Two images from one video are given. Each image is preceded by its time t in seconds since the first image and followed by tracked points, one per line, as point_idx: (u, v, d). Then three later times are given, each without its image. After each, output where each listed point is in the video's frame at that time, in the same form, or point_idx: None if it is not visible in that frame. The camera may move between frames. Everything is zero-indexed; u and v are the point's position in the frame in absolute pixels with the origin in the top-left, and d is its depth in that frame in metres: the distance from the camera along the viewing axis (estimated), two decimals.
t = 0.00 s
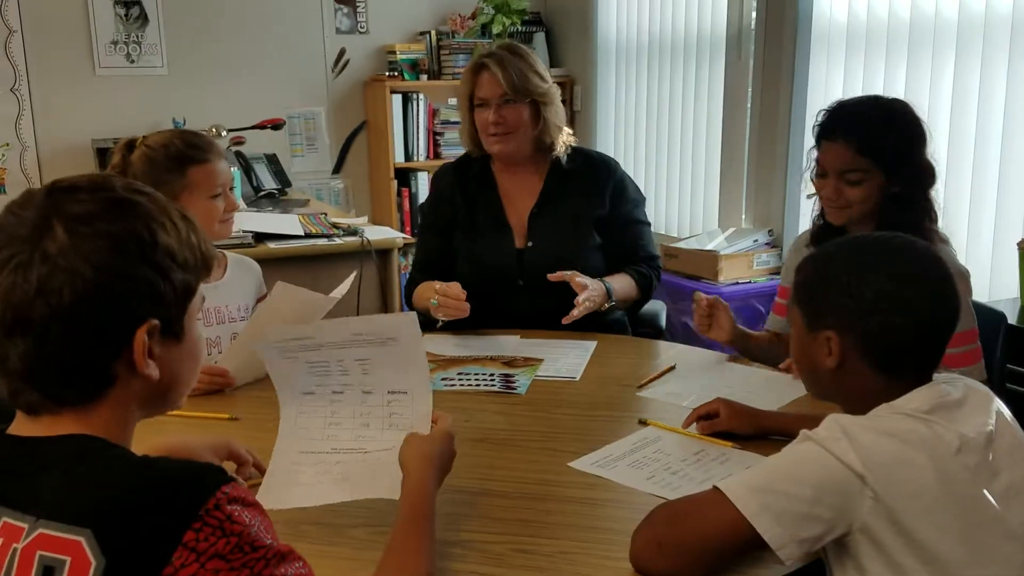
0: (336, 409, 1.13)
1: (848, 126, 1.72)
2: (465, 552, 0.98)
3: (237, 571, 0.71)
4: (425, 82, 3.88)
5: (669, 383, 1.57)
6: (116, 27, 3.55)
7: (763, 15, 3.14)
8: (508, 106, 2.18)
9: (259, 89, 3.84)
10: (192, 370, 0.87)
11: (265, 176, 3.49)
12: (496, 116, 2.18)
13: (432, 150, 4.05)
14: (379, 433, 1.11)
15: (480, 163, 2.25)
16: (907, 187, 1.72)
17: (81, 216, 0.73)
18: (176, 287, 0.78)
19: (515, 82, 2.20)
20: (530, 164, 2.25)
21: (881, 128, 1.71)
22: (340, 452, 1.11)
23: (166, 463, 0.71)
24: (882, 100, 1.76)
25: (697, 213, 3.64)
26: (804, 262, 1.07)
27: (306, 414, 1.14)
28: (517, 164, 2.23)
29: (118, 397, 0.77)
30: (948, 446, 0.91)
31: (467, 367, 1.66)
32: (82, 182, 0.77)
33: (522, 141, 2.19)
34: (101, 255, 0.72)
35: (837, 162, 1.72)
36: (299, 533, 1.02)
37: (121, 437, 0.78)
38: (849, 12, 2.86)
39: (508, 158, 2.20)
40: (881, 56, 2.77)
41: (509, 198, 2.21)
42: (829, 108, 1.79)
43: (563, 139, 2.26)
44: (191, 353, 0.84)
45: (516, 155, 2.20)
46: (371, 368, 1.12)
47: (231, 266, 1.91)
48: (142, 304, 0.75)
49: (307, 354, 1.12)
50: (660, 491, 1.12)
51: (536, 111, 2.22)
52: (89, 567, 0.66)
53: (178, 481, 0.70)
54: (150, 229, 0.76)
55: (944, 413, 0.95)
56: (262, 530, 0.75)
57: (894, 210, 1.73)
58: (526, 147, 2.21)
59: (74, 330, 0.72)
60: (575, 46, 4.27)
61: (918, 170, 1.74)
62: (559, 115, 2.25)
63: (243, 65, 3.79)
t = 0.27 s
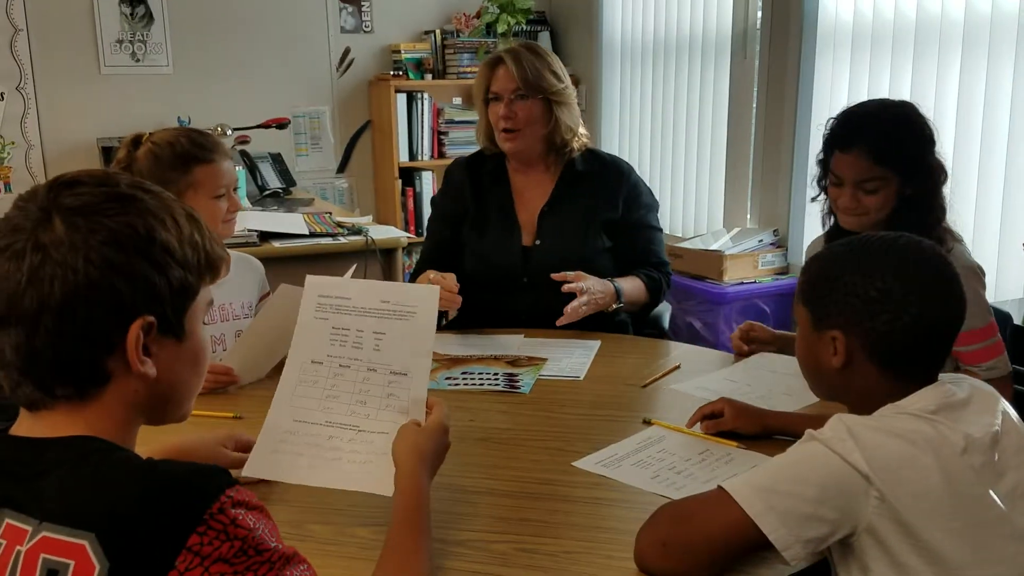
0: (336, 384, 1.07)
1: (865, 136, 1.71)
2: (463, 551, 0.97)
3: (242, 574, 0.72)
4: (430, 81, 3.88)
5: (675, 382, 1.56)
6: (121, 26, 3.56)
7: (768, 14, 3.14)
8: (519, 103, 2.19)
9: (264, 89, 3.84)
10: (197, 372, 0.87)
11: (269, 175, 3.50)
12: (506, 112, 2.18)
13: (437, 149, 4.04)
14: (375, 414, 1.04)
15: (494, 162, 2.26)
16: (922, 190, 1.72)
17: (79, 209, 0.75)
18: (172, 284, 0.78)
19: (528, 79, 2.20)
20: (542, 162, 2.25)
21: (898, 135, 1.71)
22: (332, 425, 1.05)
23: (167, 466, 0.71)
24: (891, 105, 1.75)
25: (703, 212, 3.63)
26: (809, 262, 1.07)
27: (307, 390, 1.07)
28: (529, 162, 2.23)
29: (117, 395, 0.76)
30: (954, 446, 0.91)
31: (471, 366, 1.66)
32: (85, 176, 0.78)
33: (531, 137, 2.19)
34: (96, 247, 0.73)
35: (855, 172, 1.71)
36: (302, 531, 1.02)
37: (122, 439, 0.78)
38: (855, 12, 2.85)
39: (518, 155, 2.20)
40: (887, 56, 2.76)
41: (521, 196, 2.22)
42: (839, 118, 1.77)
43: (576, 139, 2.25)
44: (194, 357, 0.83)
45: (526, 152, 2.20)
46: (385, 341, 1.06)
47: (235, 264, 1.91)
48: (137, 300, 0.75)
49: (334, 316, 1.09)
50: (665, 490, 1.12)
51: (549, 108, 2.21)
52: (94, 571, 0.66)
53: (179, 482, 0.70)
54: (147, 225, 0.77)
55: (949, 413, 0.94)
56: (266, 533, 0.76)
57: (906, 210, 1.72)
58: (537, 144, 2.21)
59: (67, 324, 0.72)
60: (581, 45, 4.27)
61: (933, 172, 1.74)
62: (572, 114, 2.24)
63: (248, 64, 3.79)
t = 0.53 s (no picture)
0: (332, 371, 1.06)
1: (867, 135, 1.71)
2: (466, 549, 0.98)
3: (249, 569, 0.73)
4: (434, 80, 3.88)
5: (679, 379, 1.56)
6: (125, 25, 3.57)
7: (773, 12, 3.13)
8: (527, 101, 2.18)
9: (268, 88, 3.85)
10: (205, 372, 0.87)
11: (274, 174, 3.50)
12: (514, 110, 2.17)
13: (441, 148, 4.03)
14: (370, 403, 1.04)
15: (503, 159, 2.26)
16: (930, 187, 1.71)
17: (106, 206, 0.75)
18: (193, 284, 0.78)
19: (537, 78, 2.19)
20: (550, 161, 2.24)
21: (901, 132, 1.70)
22: (328, 414, 1.05)
23: (175, 461, 0.71)
24: (893, 103, 1.75)
25: (706, 211, 3.63)
26: (816, 261, 1.06)
27: (302, 376, 1.06)
28: (536, 160, 2.23)
29: (132, 390, 0.76)
30: (959, 444, 0.90)
31: (474, 365, 1.66)
32: (112, 175, 0.79)
33: (539, 136, 2.18)
34: (123, 242, 0.73)
35: (859, 172, 1.71)
36: (304, 529, 1.02)
37: (135, 438, 0.78)
38: (860, 9, 2.84)
39: (525, 153, 2.20)
40: (892, 54, 2.75)
41: (529, 194, 2.22)
42: (842, 119, 1.78)
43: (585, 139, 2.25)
44: (209, 358, 0.83)
45: (533, 151, 2.19)
46: (382, 329, 1.05)
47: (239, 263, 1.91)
48: (160, 296, 0.75)
49: (330, 300, 1.07)
50: (669, 489, 1.11)
51: (557, 108, 2.20)
52: (101, 565, 0.66)
53: (190, 479, 0.70)
54: (172, 225, 0.77)
55: (955, 411, 0.94)
56: (273, 528, 0.76)
57: (913, 208, 1.71)
58: (544, 144, 2.20)
59: (91, 317, 0.73)
60: (586, 43, 4.26)
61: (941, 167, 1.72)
62: (580, 114, 2.24)
63: (252, 63, 3.80)
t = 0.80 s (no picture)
0: (333, 372, 1.06)
1: (870, 139, 1.70)
2: (470, 547, 0.98)
3: (253, 567, 0.72)
4: (438, 79, 3.88)
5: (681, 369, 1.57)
6: (130, 24, 3.57)
7: (777, 11, 3.12)
8: (529, 102, 2.18)
9: (272, 87, 3.85)
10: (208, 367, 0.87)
11: (278, 173, 3.51)
12: (516, 111, 2.17)
13: (445, 147, 4.04)
14: (373, 402, 1.05)
15: (502, 160, 2.26)
16: (937, 186, 1.70)
17: (112, 205, 0.75)
18: (198, 282, 0.79)
19: (539, 78, 2.19)
20: (552, 161, 2.25)
21: (904, 134, 1.70)
22: (331, 414, 1.05)
23: (179, 458, 0.72)
24: (892, 105, 1.75)
25: (710, 209, 3.62)
26: (821, 260, 1.06)
27: (304, 379, 1.06)
28: (538, 161, 2.23)
29: (137, 388, 0.77)
30: (962, 443, 0.90)
31: (477, 364, 1.66)
32: (114, 173, 0.79)
33: (541, 137, 2.18)
34: (129, 241, 0.74)
35: (863, 175, 1.72)
36: (307, 527, 1.02)
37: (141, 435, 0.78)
38: (864, 8, 2.84)
39: (527, 154, 2.20)
40: (895, 53, 2.75)
41: (533, 193, 2.22)
42: (842, 126, 1.77)
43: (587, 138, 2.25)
44: (212, 353, 0.83)
45: (536, 152, 2.20)
46: (380, 329, 1.05)
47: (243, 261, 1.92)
48: (165, 295, 0.75)
49: (325, 300, 1.06)
50: (671, 487, 1.11)
51: (560, 109, 2.20)
52: (107, 560, 0.66)
53: (196, 476, 0.70)
54: (178, 223, 0.77)
55: (959, 410, 0.94)
56: (276, 525, 0.75)
57: (921, 209, 1.71)
58: (547, 144, 2.20)
59: (97, 316, 0.73)
60: (589, 41, 4.26)
61: (946, 164, 1.72)
62: (582, 113, 2.23)
63: (256, 62, 3.81)
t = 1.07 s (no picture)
0: (351, 378, 1.07)
1: (877, 130, 1.71)
2: (475, 546, 0.97)
3: (250, 569, 0.72)
4: (438, 77, 3.88)
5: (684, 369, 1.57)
6: (130, 23, 3.57)
7: (778, 9, 3.12)
8: (531, 101, 2.17)
9: (273, 85, 3.85)
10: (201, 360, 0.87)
11: (278, 172, 3.51)
12: (518, 110, 2.16)
13: (446, 146, 4.04)
14: (382, 407, 1.04)
15: (502, 159, 2.24)
16: (944, 181, 1.70)
17: (98, 201, 0.75)
18: (187, 280, 0.78)
19: (541, 77, 2.17)
20: (552, 159, 2.24)
21: (912, 127, 1.70)
22: (342, 417, 1.06)
23: (175, 462, 0.71)
24: (902, 99, 1.75)
25: (711, 208, 3.62)
26: (821, 259, 1.06)
27: (323, 383, 1.08)
28: (538, 159, 2.23)
29: (126, 388, 0.76)
30: (966, 442, 0.90)
31: (478, 363, 1.66)
32: (101, 168, 0.78)
33: (542, 136, 2.17)
34: (115, 238, 0.73)
35: (869, 166, 1.72)
36: (309, 526, 1.02)
37: (131, 434, 0.78)
38: (865, 6, 2.83)
39: (528, 153, 2.19)
40: (896, 51, 2.75)
41: (532, 193, 2.22)
42: (852, 117, 1.78)
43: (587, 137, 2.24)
44: (202, 351, 0.83)
45: (536, 151, 2.19)
46: (399, 337, 1.06)
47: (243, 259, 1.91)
48: (153, 292, 0.75)
49: (355, 310, 1.10)
50: (673, 486, 1.11)
51: (562, 108, 2.20)
52: (102, 567, 0.66)
53: (192, 478, 0.70)
54: (166, 220, 0.77)
55: (962, 409, 0.94)
56: (274, 527, 0.76)
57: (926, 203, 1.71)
58: (548, 143, 2.20)
59: (84, 314, 0.73)
60: (590, 40, 4.26)
61: (954, 161, 1.72)
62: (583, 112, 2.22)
63: (257, 60, 3.80)
